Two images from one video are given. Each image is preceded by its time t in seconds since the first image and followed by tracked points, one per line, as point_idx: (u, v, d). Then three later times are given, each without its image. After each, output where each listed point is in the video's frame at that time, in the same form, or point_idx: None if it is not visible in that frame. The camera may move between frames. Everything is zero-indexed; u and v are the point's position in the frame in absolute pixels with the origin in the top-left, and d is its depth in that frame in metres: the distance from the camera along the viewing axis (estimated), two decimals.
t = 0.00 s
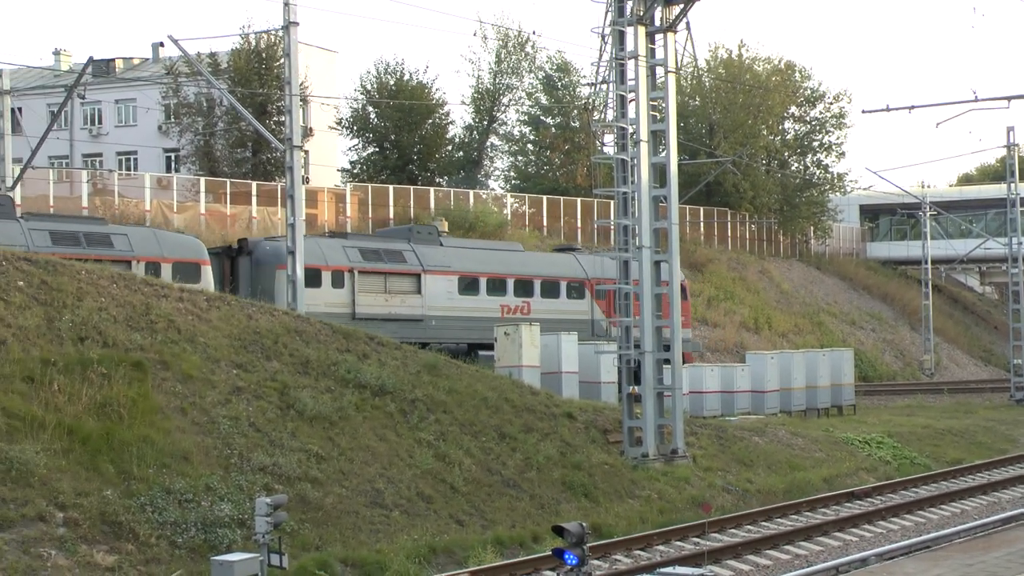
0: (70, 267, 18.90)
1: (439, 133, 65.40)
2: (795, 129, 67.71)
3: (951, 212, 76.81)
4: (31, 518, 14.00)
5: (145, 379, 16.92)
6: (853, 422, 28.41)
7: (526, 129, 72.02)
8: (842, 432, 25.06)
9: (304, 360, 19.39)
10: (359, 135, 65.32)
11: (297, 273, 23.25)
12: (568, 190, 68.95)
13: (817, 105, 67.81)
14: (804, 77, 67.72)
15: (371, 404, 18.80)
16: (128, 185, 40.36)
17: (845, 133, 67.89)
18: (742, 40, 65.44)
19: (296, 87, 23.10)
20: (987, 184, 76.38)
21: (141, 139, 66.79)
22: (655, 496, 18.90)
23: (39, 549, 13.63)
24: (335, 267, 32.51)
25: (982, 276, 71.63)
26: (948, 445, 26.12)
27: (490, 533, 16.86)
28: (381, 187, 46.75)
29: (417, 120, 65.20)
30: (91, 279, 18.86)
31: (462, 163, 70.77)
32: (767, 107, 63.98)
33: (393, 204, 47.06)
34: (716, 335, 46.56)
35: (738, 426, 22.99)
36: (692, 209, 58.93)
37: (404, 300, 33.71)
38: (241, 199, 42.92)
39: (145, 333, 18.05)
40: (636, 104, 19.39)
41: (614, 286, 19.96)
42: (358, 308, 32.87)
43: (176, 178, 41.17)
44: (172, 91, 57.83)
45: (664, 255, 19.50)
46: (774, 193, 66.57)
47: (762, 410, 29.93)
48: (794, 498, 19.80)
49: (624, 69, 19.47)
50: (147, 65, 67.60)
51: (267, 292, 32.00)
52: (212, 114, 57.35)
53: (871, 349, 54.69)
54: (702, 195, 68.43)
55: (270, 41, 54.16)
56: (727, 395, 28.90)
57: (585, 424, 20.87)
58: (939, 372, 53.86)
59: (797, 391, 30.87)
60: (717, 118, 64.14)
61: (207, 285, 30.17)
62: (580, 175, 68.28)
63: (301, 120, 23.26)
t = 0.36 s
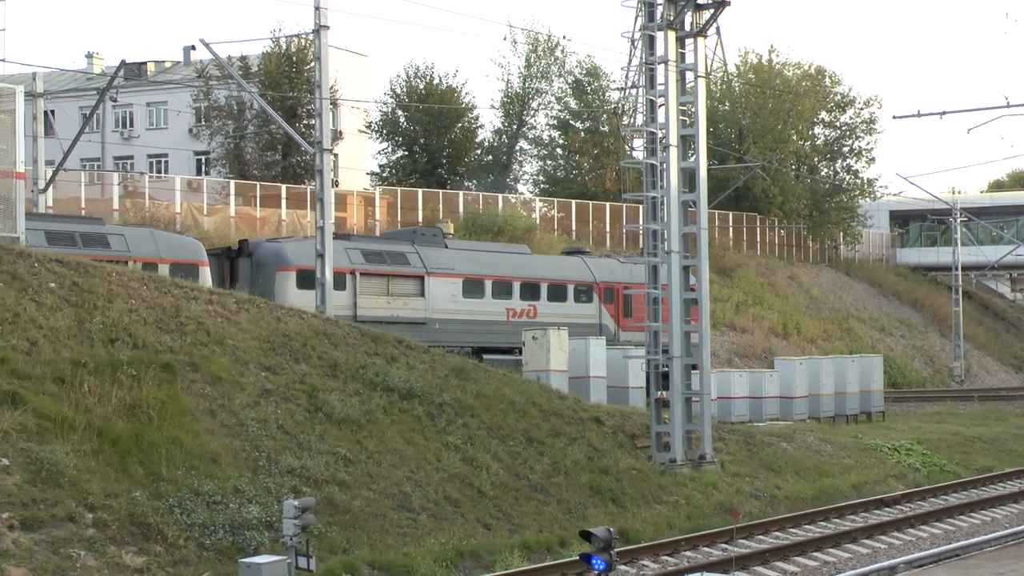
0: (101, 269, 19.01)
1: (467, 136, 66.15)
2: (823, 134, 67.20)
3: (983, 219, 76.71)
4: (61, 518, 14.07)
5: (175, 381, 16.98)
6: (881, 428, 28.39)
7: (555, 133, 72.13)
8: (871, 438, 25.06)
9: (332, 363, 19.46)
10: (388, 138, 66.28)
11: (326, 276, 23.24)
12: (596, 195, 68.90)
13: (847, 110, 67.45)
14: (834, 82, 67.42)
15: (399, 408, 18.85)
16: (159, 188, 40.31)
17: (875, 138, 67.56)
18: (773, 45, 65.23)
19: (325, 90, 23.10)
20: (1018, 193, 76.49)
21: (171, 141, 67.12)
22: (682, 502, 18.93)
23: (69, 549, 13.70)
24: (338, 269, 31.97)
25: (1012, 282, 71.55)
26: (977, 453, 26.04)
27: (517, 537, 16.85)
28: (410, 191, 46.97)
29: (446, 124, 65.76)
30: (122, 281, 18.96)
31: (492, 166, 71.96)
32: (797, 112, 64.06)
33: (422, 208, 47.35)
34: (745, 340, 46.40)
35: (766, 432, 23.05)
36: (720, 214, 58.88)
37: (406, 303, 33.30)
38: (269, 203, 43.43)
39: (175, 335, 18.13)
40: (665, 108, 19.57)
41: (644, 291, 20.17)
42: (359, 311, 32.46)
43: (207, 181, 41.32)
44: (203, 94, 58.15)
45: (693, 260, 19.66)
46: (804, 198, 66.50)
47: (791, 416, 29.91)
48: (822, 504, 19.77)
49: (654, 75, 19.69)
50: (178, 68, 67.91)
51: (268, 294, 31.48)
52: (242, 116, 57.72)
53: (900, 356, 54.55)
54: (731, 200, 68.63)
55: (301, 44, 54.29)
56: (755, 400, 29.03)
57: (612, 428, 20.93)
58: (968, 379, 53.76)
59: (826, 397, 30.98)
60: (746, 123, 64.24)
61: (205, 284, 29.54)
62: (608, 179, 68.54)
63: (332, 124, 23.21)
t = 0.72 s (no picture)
0: (117, 270, 19.07)
1: (483, 139, 66.53)
2: (840, 138, 67.55)
3: (999, 223, 76.75)
4: (76, 519, 14.08)
5: (190, 383, 16.99)
6: (896, 433, 28.43)
7: (570, 137, 72.31)
8: (886, 443, 25.11)
9: (347, 365, 19.51)
10: (404, 141, 66.62)
11: (341, 278, 23.38)
12: (612, 199, 69.14)
13: (864, 114, 67.66)
14: (851, 86, 67.75)
15: (414, 410, 18.88)
16: (175, 189, 40.48)
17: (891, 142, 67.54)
18: (789, 49, 65.38)
19: (341, 92, 23.18)
20: None
21: (186, 143, 67.04)
22: (696, 505, 18.98)
23: (84, 550, 13.71)
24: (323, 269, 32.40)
25: None
26: (993, 457, 26.05)
27: (531, 540, 16.85)
28: (426, 194, 47.26)
29: (462, 127, 66.14)
30: (137, 282, 19.00)
31: (507, 170, 72.35)
32: (813, 115, 64.25)
33: (437, 210, 47.55)
34: (760, 344, 46.39)
35: (781, 436, 23.13)
36: (736, 218, 58.97)
37: (395, 304, 32.97)
38: (285, 205, 43.52)
39: (190, 336, 18.16)
40: (681, 112, 19.80)
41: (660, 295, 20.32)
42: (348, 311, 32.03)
43: (222, 183, 41.57)
44: (219, 96, 58.11)
45: (708, 263, 19.80)
46: (819, 203, 66.61)
47: (805, 420, 30.05)
48: (836, 509, 19.77)
49: (671, 78, 19.86)
50: (194, 70, 67.88)
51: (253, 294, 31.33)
52: (258, 119, 57.69)
53: (915, 360, 54.53)
54: (747, 204, 68.90)
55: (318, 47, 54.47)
56: (770, 404, 29.19)
57: (627, 431, 20.99)
58: (983, 384, 53.78)
59: (840, 402, 30.99)
60: (762, 127, 64.60)
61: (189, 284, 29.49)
62: (624, 183, 68.10)
63: (348, 125, 23.22)
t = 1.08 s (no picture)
0: (134, 275, 19.15)
1: (500, 145, 66.41)
2: (857, 143, 66.81)
3: (1018, 228, 76.47)
4: (93, 522, 14.14)
5: (206, 387, 17.05)
6: (912, 439, 28.35)
7: (586, 142, 71.88)
8: (902, 449, 25.06)
9: (363, 370, 19.56)
10: (420, 146, 66.80)
11: (358, 282, 23.47)
12: (628, 204, 69.10)
13: (880, 119, 67.05)
14: (867, 91, 67.30)
15: (429, 415, 18.90)
16: (192, 195, 40.94)
17: (908, 147, 67.29)
18: (805, 54, 65.01)
19: (358, 97, 23.29)
20: None
21: (204, 148, 67.24)
22: (713, 511, 18.96)
23: (101, 553, 13.76)
24: (311, 272, 31.88)
25: None
26: (1011, 464, 25.94)
27: (547, 545, 16.83)
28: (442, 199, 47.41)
29: (477, 132, 66.27)
30: (154, 286, 19.08)
31: (522, 174, 72.65)
32: (829, 120, 63.86)
33: (454, 214, 47.68)
34: (776, 349, 46.22)
35: (797, 442, 23.11)
36: (752, 223, 58.80)
37: (385, 308, 32.64)
38: (302, 210, 43.54)
39: (207, 340, 18.23)
40: (698, 117, 19.80)
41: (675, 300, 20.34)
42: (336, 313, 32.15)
43: (238, 188, 42.10)
44: (235, 101, 58.22)
45: (724, 268, 19.80)
46: (835, 208, 66.73)
47: (821, 426, 29.95)
48: (853, 515, 19.71)
49: (687, 83, 19.87)
50: (211, 76, 68.05)
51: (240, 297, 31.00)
52: (274, 124, 57.90)
53: (933, 366, 54.26)
54: (763, 208, 68.94)
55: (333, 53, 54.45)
56: (786, 410, 29.07)
57: (643, 437, 20.98)
58: (1001, 391, 53.55)
59: (857, 407, 30.90)
60: (778, 132, 64.68)
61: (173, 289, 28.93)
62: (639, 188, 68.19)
63: (364, 131, 23.39)
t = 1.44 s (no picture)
0: (149, 278, 19.20)
1: (513, 147, 66.76)
2: (870, 147, 66.64)
3: None
4: (108, 524, 14.18)
5: (221, 390, 17.09)
6: (927, 442, 28.30)
7: (600, 145, 72.23)
8: (917, 453, 25.01)
9: (376, 373, 19.58)
10: (433, 149, 66.66)
11: (371, 286, 23.47)
12: (642, 207, 69.04)
13: (895, 122, 67.00)
14: (881, 94, 67.01)
15: (443, 418, 18.91)
16: (205, 198, 41.19)
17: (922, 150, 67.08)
18: (820, 56, 64.85)
19: (370, 101, 23.31)
20: None
21: (218, 151, 67.40)
22: (726, 514, 18.96)
23: (116, 555, 13.80)
24: (297, 274, 31.69)
25: None
26: None
27: (560, 549, 16.83)
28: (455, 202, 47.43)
29: (490, 136, 66.32)
30: (169, 289, 19.12)
31: (536, 178, 72.69)
32: (843, 124, 63.77)
33: (467, 218, 47.71)
34: (790, 352, 46.12)
35: (811, 445, 23.09)
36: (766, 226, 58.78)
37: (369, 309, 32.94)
38: (314, 213, 43.47)
39: (221, 344, 18.26)
40: (712, 120, 19.79)
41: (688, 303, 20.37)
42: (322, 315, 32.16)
43: (252, 191, 41.92)
44: (249, 104, 58.35)
45: (738, 272, 19.81)
46: (849, 211, 66.28)
47: (835, 429, 29.97)
48: (866, 518, 19.68)
49: (701, 85, 19.86)
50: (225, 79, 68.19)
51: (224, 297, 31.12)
52: (288, 127, 58.05)
53: (947, 369, 54.10)
54: (776, 211, 68.88)
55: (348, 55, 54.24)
56: (800, 413, 29.19)
57: (656, 440, 20.98)
58: (1016, 395, 53.38)
59: (871, 411, 30.91)
60: (792, 134, 64.62)
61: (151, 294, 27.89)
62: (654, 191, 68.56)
63: (377, 134, 23.39)
